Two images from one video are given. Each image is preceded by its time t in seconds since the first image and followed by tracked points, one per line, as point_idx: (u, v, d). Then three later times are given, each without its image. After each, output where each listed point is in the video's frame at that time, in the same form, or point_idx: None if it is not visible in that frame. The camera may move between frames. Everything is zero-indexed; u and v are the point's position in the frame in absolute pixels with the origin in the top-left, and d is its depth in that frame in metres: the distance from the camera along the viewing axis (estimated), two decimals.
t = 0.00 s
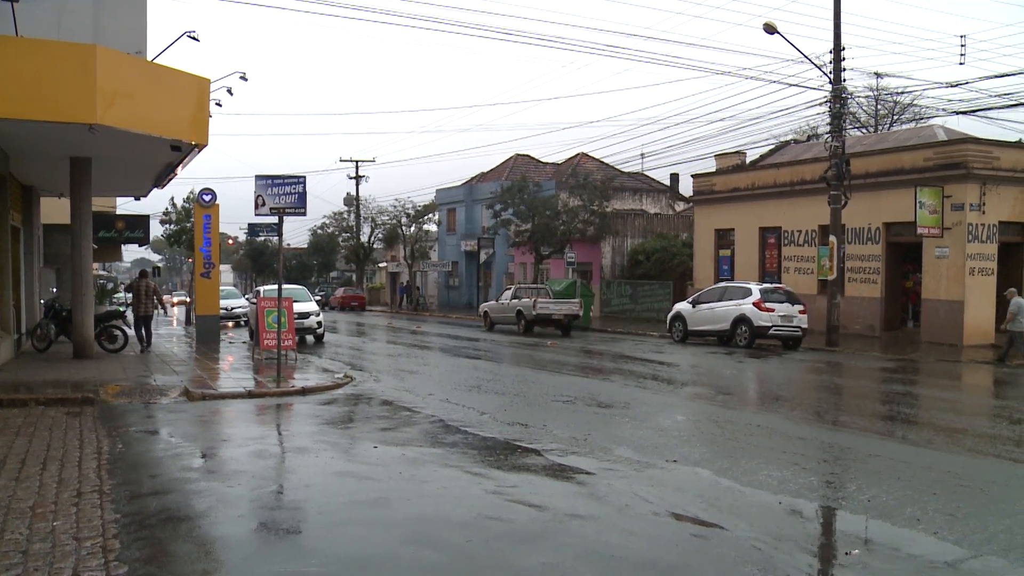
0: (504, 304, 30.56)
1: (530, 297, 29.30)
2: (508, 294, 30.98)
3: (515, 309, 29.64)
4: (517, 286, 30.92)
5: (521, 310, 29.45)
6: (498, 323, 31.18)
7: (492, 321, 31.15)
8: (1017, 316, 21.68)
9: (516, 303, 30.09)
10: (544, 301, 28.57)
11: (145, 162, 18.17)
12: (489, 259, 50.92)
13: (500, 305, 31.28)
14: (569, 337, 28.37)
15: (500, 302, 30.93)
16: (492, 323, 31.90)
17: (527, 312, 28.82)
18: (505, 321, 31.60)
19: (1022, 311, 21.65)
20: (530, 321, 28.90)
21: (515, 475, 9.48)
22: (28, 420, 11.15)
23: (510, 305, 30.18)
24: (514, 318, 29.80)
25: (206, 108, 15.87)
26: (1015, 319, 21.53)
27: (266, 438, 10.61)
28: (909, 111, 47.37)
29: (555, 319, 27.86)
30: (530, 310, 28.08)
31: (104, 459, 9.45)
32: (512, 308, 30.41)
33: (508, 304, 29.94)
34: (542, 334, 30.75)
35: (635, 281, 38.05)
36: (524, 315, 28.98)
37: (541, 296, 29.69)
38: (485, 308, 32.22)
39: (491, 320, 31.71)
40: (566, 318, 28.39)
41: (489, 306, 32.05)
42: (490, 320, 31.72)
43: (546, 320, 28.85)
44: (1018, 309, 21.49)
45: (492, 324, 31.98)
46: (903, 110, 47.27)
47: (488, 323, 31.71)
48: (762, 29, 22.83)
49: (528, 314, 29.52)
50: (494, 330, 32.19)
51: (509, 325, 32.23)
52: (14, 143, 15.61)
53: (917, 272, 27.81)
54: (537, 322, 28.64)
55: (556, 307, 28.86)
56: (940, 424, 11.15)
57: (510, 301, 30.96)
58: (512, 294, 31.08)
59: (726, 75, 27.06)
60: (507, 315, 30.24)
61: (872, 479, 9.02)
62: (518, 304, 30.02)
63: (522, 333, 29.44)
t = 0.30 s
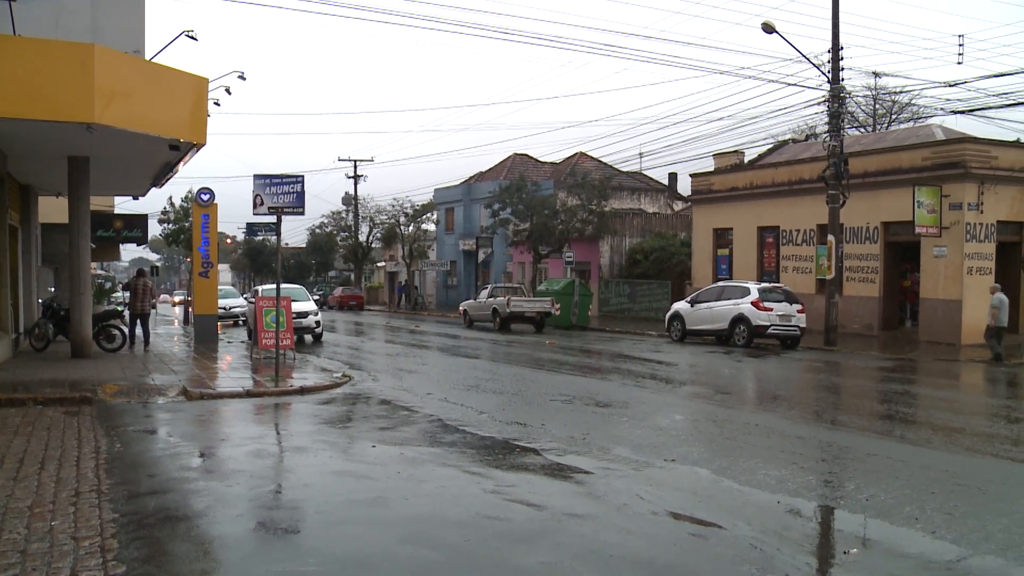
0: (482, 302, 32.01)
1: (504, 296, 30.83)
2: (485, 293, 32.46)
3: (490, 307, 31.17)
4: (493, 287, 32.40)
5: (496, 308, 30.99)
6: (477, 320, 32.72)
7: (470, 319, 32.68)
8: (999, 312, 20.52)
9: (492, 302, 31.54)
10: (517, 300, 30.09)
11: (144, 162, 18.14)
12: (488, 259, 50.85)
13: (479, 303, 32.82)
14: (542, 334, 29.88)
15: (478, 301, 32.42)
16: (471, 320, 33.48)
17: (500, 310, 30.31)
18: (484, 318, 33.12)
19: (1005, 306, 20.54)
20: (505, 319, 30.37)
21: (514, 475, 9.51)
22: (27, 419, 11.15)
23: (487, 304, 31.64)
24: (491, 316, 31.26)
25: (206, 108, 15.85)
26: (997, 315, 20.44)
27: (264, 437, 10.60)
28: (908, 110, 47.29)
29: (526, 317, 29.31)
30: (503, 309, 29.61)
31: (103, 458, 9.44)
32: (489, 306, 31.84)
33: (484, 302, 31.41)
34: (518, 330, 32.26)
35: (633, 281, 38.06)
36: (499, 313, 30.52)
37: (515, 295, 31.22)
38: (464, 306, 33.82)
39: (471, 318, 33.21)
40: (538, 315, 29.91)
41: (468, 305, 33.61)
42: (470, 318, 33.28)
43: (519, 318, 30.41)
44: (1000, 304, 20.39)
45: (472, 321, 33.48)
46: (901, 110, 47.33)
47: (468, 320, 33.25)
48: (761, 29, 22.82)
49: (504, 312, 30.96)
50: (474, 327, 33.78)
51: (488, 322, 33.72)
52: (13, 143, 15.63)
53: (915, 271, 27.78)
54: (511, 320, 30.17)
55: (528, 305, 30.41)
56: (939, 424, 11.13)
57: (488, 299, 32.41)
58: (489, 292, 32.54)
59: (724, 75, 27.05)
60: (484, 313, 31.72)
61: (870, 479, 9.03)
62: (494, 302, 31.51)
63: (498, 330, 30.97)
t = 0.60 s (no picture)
0: (461, 301, 34.25)
1: (482, 295, 33.12)
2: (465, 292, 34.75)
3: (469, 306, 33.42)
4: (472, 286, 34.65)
5: (474, 307, 33.23)
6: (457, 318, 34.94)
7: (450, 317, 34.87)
8: (980, 310, 20.90)
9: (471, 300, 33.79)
10: (494, 298, 32.36)
11: (141, 161, 18.12)
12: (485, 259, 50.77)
13: (459, 302, 34.92)
14: (516, 329, 32.07)
15: (458, 300, 34.61)
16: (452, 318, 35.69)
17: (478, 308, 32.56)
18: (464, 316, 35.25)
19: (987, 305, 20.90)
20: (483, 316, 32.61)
21: (512, 474, 9.54)
22: (24, 419, 11.15)
23: (467, 302, 33.84)
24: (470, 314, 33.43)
25: (203, 107, 15.86)
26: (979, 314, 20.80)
27: (262, 437, 10.59)
28: (906, 110, 47.26)
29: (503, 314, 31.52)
30: (482, 306, 31.86)
31: (101, 458, 9.43)
32: (468, 305, 34.05)
33: (463, 301, 33.64)
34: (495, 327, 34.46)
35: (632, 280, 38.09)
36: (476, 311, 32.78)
37: (492, 294, 33.51)
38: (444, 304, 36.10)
39: (452, 316, 35.44)
40: (513, 313, 32.18)
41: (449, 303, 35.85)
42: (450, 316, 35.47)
43: (496, 315, 32.65)
44: (983, 304, 20.75)
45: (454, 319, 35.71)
46: (899, 110, 47.41)
47: (449, 318, 35.47)
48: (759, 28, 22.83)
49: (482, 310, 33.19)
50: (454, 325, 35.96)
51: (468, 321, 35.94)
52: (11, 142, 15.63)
53: (913, 271, 27.66)
54: (488, 317, 32.41)
55: (505, 304, 32.65)
56: (937, 423, 11.13)
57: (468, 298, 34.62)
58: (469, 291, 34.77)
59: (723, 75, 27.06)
60: (464, 311, 33.95)
61: (868, 479, 9.04)
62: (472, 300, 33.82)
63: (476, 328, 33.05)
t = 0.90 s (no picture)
0: (441, 298, 35.84)
1: (461, 293, 34.80)
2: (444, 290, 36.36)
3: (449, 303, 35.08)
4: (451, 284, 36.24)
5: (453, 304, 34.84)
6: (437, 314, 36.58)
7: (431, 314, 36.55)
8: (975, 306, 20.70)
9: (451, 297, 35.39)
10: (472, 296, 34.07)
11: (129, 155, 17.81)
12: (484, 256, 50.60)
13: (439, 299, 36.58)
14: (494, 326, 33.73)
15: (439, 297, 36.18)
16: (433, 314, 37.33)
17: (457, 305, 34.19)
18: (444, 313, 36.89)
19: (983, 300, 20.67)
20: (462, 312, 34.22)
21: (511, 476, 9.31)
22: (7, 421, 10.87)
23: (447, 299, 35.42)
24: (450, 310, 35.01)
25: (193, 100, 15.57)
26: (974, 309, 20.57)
27: (254, 438, 10.31)
28: (917, 102, 46.88)
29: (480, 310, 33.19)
30: (461, 304, 33.40)
31: (86, 461, 9.16)
32: (448, 302, 35.63)
33: (443, 298, 35.30)
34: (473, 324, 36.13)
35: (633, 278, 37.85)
36: (455, 308, 34.46)
37: (471, 292, 35.22)
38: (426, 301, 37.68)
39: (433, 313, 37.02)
40: (491, 310, 33.86)
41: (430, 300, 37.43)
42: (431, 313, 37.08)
43: (474, 312, 34.34)
44: (979, 299, 20.52)
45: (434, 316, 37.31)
46: (909, 103, 47.14)
47: (429, 314, 37.10)
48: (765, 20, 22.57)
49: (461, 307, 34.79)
50: (434, 321, 37.52)
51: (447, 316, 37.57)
52: None
53: (924, 268, 27.41)
54: (466, 314, 34.08)
55: (483, 302, 34.23)
56: (949, 425, 10.86)
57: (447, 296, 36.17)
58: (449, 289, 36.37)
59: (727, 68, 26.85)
60: (443, 307, 35.57)
61: (876, 481, 8.80)
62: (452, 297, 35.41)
63: (455, 324, 34.65)
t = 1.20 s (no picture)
0: (417, 295, 35.86)
1: (437, 290, 34.77)
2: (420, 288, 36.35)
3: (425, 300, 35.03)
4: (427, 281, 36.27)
5: (429, 302, 34.79)
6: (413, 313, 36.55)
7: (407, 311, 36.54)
8: (988, 303, 20.13)
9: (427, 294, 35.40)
10: (448, 293, 34.07)
11: (101, 143, 17.14)
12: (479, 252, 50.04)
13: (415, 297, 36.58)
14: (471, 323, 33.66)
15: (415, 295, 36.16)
16: (410, 312, 37.30)
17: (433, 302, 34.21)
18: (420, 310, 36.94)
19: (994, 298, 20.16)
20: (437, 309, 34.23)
21: (508, 485, 8.76)
22: None
23: (423, 297, 35.43)
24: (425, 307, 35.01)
25: (167, 86, 14.99)
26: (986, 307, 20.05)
27: (235, 446, 9.72)
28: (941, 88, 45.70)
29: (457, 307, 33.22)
30: (437, 301, 33.44)
31: (52, 471, 8.57)
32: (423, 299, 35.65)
33: (419, 295, 35.29)
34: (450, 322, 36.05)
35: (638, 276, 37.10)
36: (431, 305, 34.39)
37: (447, 289, 35.15)
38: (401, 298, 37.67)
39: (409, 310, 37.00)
40: (467, 308, 33.77)
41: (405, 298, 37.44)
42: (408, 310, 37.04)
43: (450, 309, 34.26)
44: (991, 297, 20.01)
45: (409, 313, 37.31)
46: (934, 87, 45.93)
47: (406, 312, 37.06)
48: None
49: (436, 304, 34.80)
50: (411, 319, 37.52)
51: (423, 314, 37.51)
52: None
53: (948, 265, 26.64)
54: (442, 311, 34.03)
55: (459, 299, 34.22)
56: (974, 431, 10.29)
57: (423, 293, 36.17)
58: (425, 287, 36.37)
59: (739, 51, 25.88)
60: (419, 305, 35.58)
61: (897, 491, 8.27)
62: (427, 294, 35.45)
63: (432, 321, 34.63)
